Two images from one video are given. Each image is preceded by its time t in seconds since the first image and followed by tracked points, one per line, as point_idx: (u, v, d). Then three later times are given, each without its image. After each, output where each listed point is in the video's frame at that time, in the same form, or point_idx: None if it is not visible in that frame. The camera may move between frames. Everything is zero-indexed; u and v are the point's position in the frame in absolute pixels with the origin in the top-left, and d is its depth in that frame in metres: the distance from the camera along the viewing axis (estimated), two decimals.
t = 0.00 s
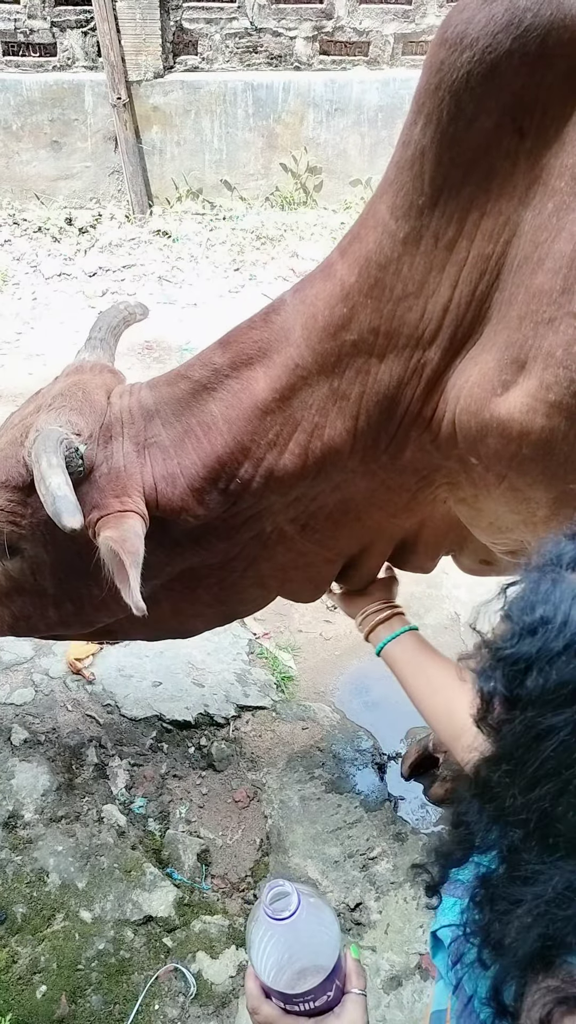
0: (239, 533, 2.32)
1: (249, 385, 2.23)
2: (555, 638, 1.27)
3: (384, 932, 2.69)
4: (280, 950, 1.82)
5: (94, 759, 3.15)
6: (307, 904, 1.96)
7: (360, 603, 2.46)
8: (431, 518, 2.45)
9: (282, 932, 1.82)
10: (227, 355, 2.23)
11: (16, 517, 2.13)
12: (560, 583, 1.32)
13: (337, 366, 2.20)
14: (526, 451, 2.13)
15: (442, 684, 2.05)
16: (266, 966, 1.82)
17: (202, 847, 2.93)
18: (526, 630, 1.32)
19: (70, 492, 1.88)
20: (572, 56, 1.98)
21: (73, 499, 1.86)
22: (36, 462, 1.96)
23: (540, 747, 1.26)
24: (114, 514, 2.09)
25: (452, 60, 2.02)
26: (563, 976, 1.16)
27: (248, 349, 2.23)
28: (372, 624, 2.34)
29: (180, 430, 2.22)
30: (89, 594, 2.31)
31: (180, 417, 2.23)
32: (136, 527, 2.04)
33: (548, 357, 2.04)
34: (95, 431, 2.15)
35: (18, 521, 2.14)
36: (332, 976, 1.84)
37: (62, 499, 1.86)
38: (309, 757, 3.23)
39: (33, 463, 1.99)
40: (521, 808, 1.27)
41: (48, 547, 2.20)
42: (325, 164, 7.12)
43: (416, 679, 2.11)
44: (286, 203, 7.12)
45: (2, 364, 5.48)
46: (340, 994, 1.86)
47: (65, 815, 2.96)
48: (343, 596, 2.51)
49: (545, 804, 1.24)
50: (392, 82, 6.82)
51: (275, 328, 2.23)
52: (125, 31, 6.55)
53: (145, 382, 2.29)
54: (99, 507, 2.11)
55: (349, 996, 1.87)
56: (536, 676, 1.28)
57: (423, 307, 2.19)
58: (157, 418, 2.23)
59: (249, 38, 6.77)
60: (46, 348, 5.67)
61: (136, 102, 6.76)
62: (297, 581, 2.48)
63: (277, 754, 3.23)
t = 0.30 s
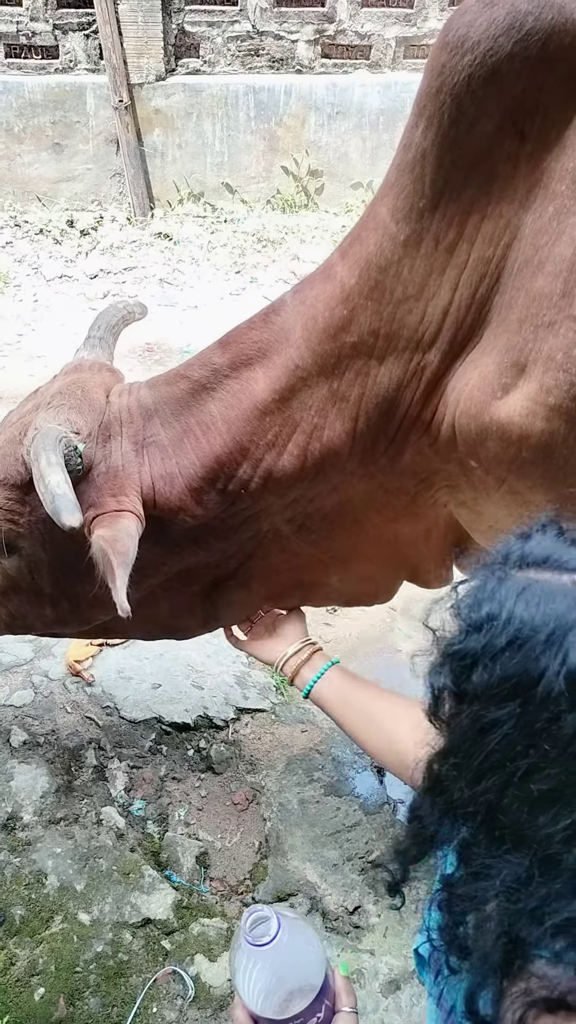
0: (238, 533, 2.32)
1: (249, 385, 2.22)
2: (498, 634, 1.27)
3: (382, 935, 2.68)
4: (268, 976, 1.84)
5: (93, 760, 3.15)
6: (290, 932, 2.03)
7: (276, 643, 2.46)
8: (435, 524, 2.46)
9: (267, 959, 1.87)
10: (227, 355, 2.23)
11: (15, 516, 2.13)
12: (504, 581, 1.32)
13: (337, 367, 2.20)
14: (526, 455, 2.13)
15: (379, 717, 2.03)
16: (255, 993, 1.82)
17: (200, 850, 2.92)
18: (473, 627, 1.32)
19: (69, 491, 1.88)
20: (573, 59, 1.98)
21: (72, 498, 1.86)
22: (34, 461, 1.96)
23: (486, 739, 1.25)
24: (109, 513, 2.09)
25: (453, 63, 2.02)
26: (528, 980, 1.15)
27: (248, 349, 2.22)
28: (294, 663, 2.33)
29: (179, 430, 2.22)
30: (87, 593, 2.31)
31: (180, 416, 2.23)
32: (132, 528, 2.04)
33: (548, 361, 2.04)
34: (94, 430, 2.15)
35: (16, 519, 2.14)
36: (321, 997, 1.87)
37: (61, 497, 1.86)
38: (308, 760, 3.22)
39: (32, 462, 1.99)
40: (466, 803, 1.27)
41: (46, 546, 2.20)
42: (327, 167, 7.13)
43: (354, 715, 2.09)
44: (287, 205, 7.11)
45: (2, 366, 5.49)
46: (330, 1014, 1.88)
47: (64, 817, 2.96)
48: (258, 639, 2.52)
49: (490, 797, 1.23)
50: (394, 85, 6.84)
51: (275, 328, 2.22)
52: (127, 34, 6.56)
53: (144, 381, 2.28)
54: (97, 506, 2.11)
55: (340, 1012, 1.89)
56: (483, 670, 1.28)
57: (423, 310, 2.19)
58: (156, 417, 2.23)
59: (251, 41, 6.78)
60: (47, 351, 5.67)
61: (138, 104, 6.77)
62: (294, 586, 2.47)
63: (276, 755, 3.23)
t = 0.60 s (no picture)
0: (237, 534, 2.33)
1: (247, 386, 2.23)
2: (463, 634, 1.30)
3: (384, 935, 2.68)
4: (250, 975, 1.84)
5: (94, 762, 3.15)
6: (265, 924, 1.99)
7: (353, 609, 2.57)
8: (434, 523, 2.44)
9: (251, 958, 1.86)
10: (225, 357, 2.23)
11: (14, 519, 2.13)
12: (472, 581, 1.34)
13: (335, 368, 2.21)
14: (524, 454, 2.13)
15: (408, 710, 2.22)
16: (238, 991, 1.83)
17: (202, 852, 2.92)
18: (440, 625, 1.34)
19: (68, 494, 1.88)
20: (568, 59, 1.98)
21: (72, 500, 1.87)
22: (33, 464, 1.96)
23: (451, 736, 1.31)
24: (109, 514, 2.09)
25: (448, 64, 2.03)
26: (488, 973, 1.31)
27: (246, 350, 2.22)
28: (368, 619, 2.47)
29: (177, 431, 2.22)
30: (87, 595, 2.31)
31: (178, 418, 2.23)
32: (130, 532, 2.04)
33: (546, 361, 2.04)
34: (93, 432, 2.15)
35: (15, 522, 2.14)
36: (298, 992, 1.90)
37: (61, 500, 1.86)
38: (309, 761, 3.22)
39: (31, 465, 1.99)
40: (433, 796, 1.36)
41: (46, 548, 2.20)
42: (325, 168, 7.13)
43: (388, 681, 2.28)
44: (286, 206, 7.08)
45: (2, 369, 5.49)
46: (309, 1009, 1.91)
47: (65, 819, 2.95)
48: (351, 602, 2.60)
49: (455, 794, 1.32)
50: (391, 86, 6.84)
51: (273, 329, 2.22)
52: (124, 36, 6.56)
53: (142, 383, 2.29)
54: (95, 508, 2.11)
55: (319, 1011, 1.94)
56: (448, 669, 1.31)
57: (421, 310, 2.19)
58: (154, 419, 2.23)
59: (248, 42, 6.79)
60: (46, 354, 5.66)
61: (136, 106, 6.78)
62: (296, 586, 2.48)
63: (277, 756, 3.23)
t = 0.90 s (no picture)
0: (240, 534, 2.33)
1: (250, 387, 2.23)
2: (455, 652, 1.28)
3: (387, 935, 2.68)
4: (257, 974, 1.87)
5: (97, 763, 3.15)
6: (275, 930, 2.06)
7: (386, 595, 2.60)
8: (437, 521, 2.44)
9: (258, 959, 1.89)
10: (228, 357, 2.23)
11: (18, 519, 2.13)
12: (463, 598, 1.32)
13: (338, 368, 2.21)
14: (527, 454, 2.14)
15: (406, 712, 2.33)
16: (245, 988, 1.85)
17: (205, 852, 2.92)
18: (432, 645, 1.32)
19: (72, 494, 1.88)
20: (570, 59, 1.98)
21: (76, 501, 1.87)
22: (37, 465, 1.96)
23: (446, 755, 1.29)
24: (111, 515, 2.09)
25: (451, 64, 2.03)
26: (481, 983, 1.33)
27: (249, 350, 2.23)
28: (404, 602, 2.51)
29: (180, 432, 2.22)
30: (91, 595, 2.31)
31: (182, 418, 2.23)
32: (132, 532, 2.04)
33: (549, 360, 2.04)
34: (96, 432, 2.15)
35: (18, 523, 2.14)
36: (306, 995, 1.89)
37: (64, 501, 1.86)
38: (312, 761, 3.22)
39: (34, 466, 1.99)
40: (428, 816, 1.34)
41: (49, 549, 2.20)
42: (325, 168, 7.13)
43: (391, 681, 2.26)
44: (286, 206, 7.10)
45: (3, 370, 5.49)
46: (318, 1012, 1.91)
47: (69, 820, 2.96)
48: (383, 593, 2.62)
49: (451, 812, 1.31)
50: (391, 86, 6.84)
51: (275, 330, 2.22)
52: (125, 38, 6.57)
53: (145, 383, 2.29)
54: (98, 509, 2.11)
55: (327, 1012, 1.93)
56: (442, 688, 1.29)
57: (424, 310, 2.19)
58: (157, 419, 2.23)
59: (248, 43, 6.80)
60: (47, 355, 5.66)
61: (137, 107, 6.79)
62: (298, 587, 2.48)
63: (280, 757, 3.23)
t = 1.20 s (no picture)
0: (239, 532, 2.32)
1: (249, 385, 2.22)
2: (480, 647, 1.40)
3: (388, 934, 2.68)
4: (266, 985, 1.89)
5: (97, 762, 3.15)
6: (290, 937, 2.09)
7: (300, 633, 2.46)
8: (435, 524, 2.45)
9: (273, 969, 1.91)
10: (227, 355, 2.22)
11: (17, 517, 2.13)
12: (486, 593, 1.45)
13: (337, 366, 2.20)
14: (528, 453, 2.13)
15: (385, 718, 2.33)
16: (257, 998, 1.88)
17: (205, 851, 2.92)
18: (454, 641, 1.45)
19: (71, 491, 1.88)
20: (571, 56, 1.98)
21: (75, 498, 1.87)
22: (36, 461, 1.96)
23: (471, 750, 1.42)
24: (110, 513, 2.09)
25: (451, 60, 2.02)
26: (510, 987, 1.42)
27: (248, 347, 2.22)
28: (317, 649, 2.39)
29: (179, 429, 2.22)
30: (89, 593, 2.31)
31: (180, 415, 2.23)
32: (130, 530, 2.04)
33: (550, 359, 2.04)
34: (95, 430, 2.14)
35: (18, 520, 2.14)
36: (320, 1005, 1.94)
37: (63, 498, 1.86)
38: (313, 760, 3.22)
39: (33, 462, 1.99)
40: (453, 812, 1.46)
41: (48, 547, 2.20)
42: (326, 166, 7.12)
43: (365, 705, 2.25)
44: (286, 205, 7.10)
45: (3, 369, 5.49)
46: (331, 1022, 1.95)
47: (69, 819, 2.95)
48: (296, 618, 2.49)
49: (477, 808, 1.42)
50: (392, 84, 6.83)
51: (275, 327, 2.22)
52: (125, 36, 6.57)
53: (144, 380, 2.28)
54: (96, 506, 2.11)
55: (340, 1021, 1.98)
56: (466, 682, 1.42)
57: (424, 308, 2.18)
58: (156, 417, 2.22)
59: (249, 41, 6.79)
60: (48, 354, 5.66)
61: (137, 106, 6.78)
62: (294, 587, 2.47)
63: (280, 756, 3.23)
